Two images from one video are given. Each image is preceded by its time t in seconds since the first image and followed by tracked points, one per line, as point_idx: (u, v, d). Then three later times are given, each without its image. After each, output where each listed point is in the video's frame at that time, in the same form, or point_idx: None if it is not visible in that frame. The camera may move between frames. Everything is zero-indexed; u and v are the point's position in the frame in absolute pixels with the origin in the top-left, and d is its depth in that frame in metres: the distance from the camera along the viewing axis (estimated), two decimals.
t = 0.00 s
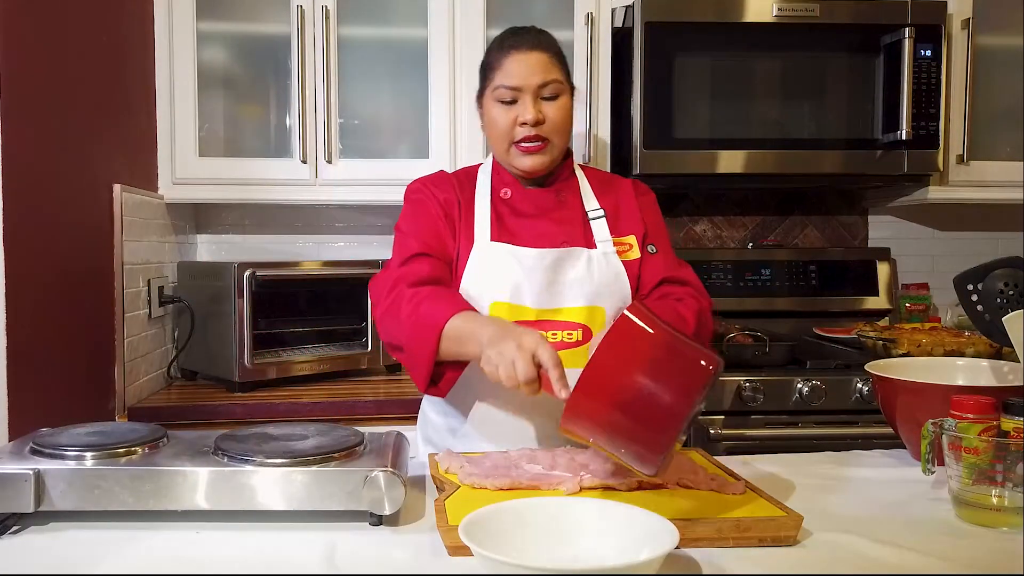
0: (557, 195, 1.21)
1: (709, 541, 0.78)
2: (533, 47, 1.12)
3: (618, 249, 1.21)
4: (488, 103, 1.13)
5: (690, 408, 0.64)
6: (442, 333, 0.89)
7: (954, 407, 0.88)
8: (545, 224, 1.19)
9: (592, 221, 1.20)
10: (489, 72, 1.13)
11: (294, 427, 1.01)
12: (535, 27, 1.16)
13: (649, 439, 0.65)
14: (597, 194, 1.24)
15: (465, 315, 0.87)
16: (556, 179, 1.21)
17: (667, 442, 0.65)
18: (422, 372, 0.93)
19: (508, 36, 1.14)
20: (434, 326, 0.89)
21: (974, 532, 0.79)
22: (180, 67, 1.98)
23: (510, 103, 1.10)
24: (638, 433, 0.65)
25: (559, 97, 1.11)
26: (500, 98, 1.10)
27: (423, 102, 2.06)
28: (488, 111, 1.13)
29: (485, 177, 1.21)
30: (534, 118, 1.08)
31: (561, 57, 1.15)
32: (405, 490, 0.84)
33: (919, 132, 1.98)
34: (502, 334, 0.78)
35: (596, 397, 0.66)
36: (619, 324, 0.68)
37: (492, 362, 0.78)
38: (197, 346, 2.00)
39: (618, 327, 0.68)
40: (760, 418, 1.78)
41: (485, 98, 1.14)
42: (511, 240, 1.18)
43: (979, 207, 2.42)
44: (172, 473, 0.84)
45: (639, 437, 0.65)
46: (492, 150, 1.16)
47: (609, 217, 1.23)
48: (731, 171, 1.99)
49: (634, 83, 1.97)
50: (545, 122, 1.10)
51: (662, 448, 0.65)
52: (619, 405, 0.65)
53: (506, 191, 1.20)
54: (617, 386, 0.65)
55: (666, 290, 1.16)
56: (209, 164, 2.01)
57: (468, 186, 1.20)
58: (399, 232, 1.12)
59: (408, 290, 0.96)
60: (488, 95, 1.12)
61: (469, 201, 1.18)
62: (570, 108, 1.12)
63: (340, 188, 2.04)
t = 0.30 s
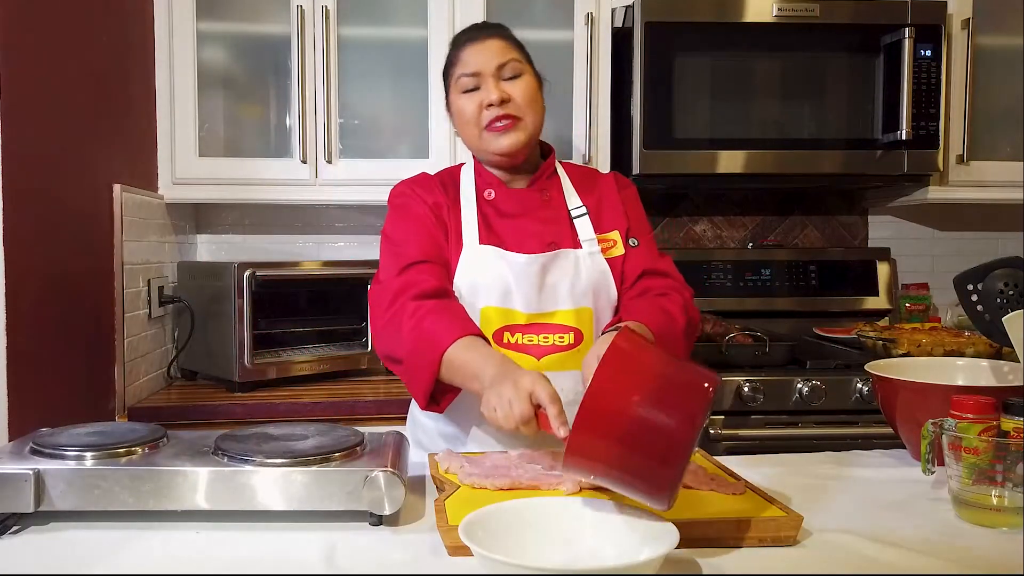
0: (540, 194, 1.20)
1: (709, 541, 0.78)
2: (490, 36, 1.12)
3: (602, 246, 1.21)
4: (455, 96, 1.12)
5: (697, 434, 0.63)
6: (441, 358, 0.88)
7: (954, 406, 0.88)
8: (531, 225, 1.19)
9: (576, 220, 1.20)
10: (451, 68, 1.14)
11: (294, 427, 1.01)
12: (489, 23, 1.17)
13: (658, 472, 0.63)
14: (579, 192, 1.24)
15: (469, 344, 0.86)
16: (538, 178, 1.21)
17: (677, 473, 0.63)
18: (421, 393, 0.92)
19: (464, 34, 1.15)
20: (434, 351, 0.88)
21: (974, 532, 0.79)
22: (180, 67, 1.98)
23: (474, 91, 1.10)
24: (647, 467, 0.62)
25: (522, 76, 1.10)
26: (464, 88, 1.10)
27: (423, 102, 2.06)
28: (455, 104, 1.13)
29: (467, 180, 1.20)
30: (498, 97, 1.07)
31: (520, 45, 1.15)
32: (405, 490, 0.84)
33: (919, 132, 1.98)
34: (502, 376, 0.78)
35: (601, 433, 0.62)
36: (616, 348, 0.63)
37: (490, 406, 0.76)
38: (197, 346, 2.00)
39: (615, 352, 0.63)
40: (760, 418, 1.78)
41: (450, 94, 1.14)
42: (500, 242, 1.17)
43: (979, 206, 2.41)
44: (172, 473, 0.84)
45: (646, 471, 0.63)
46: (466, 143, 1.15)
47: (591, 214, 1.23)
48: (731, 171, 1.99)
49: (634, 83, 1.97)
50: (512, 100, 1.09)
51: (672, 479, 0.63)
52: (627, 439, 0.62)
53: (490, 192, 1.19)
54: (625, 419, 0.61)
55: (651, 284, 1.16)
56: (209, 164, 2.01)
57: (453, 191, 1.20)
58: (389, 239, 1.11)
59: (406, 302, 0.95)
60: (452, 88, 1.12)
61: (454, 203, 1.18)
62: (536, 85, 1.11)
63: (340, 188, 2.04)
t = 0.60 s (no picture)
0: (532, 194, 1.20)
1: (709, 541, 0.78)
2: (471, 37, 1.12)
3: (595, 246, 1.20)
4: (441, 100, 1.12)
5: (687, 435, 0.62)
6: (439, 358, 0.88)
7: (954, 406, 0.88)
8: (524, 225, 1.19)
9: (568, 219, 1.20)
10: (435, 71, 1.14)
11: (293, 427, 1.01)
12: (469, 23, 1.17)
13: (652, 478, 0.62)
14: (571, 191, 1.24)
15: (465, 341, 0.86)
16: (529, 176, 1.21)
17: (673, 476, 0.62)
18: (421, 395, 0.92)
19: (444, 36, 1.14)
20: (431, 352, 0.88)
21: (974, 532, 0.79)
22: (180, 67, 1.99)
23: (461, 92, 1.10)
24: (640, 472, 0.62)
25: (508, 74, 1.10)
26: (450, 90, 1.10)
27: (423, 102, 2.06)
28: (442, 107, 1.13)
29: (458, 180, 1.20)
30: (485, 97, 1.07)
31: (501, 42, 1.15)
32: (405, 490, 0.84)
33: (919, 132, 1.98)
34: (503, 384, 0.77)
35: (587, 440, 0.62)
36: (593, 358, 0.64)
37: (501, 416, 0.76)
38: (197, 346, 2.00)
39: (593, 361, 0.64)
40: (760, 418, 1.78)
41: (437, 98, 1.14)
42: (493, 244, 1.18)
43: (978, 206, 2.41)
44: (172, 473, 0.84)
45: (640, 477, 0.62)
46: (456, 146, 1.15)
47: (583, 214, 1.23)
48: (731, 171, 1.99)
49: (634, 83, 1.97)
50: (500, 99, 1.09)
51: (670, 485, 0.62)
52: (613, 444, 0.62)
53: (481, 193, 1.19)
54: (610, 424, 0.62)
55: (643, 282, 1.15)
56: (209, 164, 2.01)
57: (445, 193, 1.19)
58: (381, 243, 1.10)
59: (399, 305, 0.95)
60: (438, 91, 1.12)
61: (446, 204, 1.18)
62: (522, 82, 1.11)
63: (340, 188, 2.04)
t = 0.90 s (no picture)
0: (531, 195, 1.20)
1: (709, 541, 0.78)
2: (474, 49, 1.09)
3: (593, 246, 1.21)
4: (442, 113, 1.11)
5: (680, 440, 0.61)
6: (437, 363, 0.88)
7: (954, 406, 0.88)
8: (522, 226, 1.19)
9: (566, 220, 1.20)
10: (437, 81, 1.12)
11: (294, 427, 1.01)
12: (472, 27, 1.14)
13: (646, 485, 0.61)
14: (569, 191, 1.24)
15: (463, 351, 0.86)
16: (528, 178, 1.21)
17: (667, 483, 0.61)
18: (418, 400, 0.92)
19: (446, 44, 1.12)
20: (430, 357, 0.88)
21: (974, 532, 0.79)
22: (180, 68, 1.99)
23: (463, 111, 1.09)
24: (634, 480, 0.62)
25: (510, 95, 1.09)
26: (451, 108, 1.09)
27: (423, 102, 2.06)
28: (443, 120, 1.12)
29: (457, 181, 1.20)
30: (487, 122, 1.07)
31: (503, 51, 1.12)
32: (405, 490, 0.84)
33: (919, 132, 1.98)
34: (494, 396, 0.78)
35: (577, 449, 0.62)
36: (584, 366, 0.65)
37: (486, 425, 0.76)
38: (197, 345, 2.00)
39: (583, 369, 0.65)
40: (760, 418, 1.78)
41: (437, 109, 1.13)
42: (492, 245, 1.18)
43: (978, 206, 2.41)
44: (172, 473, 0.84)
45: (634, 484, 0.62)
46: (455, 157, 1.15)
47: (581, 214, 1.23)
48: (731, 171, 1.99)
49: (634, 83, 1.97)
50: (500, 122, 1.09)
51: (664, 492, 0.61)
52: (604, 451, 0.62)
53: (479, 194, 1.19)
54: (600, 431, 0.62)
55: (640, 281, 1.15)
56: (209, 164, 2.01)
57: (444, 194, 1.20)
58: (381, 245, 1.11)
59: (403, 306, 0.95)
60: (440, 106, 1.11)
61: (445, 205, 1.18)
62: (524, 101, 1.10)
63: (340, 188, 2.04)
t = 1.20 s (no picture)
0: (531, 194, 1.20)
1: (709, 541, 0.78)
2: (473, 48, 1.10)
3: (591, 246, 1.21)
4: (441, 112, 1.12)
5: (690, 449, 0.61)
6: (427, 360, 0.88)
7: (954, 406, 0.88)
8: (521, 226, 1.19)
9: (565, 220, 1.20)
10: (436, 80, 1.12)
11: (294, 427, 1.01)
12: (472, 27, 1.14)
13: (657, 496, 0.61)
14: (568, 191, 1.24)
15: (450, 349, 0.86)
16: (528, 179, 1.21)
17: (678, 493, 0.61)
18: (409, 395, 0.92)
19: (446, 43, 1.12)
20: (420, 355, 0.88)
21: (974, 532, 0.79)
22: (180, 68, 1.99)
23: (462, 110, 1.09)
24: (645, 491, 0.61)
25: (509, 94, 1.09)
26: (450, 107, 1.10)
27: (423, 103, 2.06)
28: (442, 120, 1.12)
29: (456, 181, 1.20)
30: (486, 120, 1.07)
31: (504, 51, 1.13)
32: (404, 490, 0.84)
33: (919, 132, 1.98)
34: (474, 402, 0.78)
35: (588, 460, 0.62)
36: (590, 377, 0.65)
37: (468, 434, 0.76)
38: (197, 345, 2.00)
39: (590, 381, 0.65)
40: (760, 418, 1.78)
41: (436, 109, 1.13)
42: (491, 245, 1.18)
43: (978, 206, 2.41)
44: (172, 473, 0.84)
45: (645, 495, 0.61)
46: (454, 157, 1.15)
47: (580, 214, 1.23)
48: (731, 171, 1.99)
49: (634, 82, 1.97)
50: (499, 121, 1.09)
51: (676, 502, 0.61)
52: (614, 462, 0.61)
53: (478, 194, 1.19)
54: (609, 442, 0.61)
55: (639, 280, 1.15)
56: (209, 164, 2.01)
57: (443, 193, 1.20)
58: (379, 244, 1.11)
59: (396, 305, 0.95)
60: (439, 105, 1.11)
61: (444, 204, 1.18)
62: (523, 101, 1.10)
63: (340, 188, 2.04)
